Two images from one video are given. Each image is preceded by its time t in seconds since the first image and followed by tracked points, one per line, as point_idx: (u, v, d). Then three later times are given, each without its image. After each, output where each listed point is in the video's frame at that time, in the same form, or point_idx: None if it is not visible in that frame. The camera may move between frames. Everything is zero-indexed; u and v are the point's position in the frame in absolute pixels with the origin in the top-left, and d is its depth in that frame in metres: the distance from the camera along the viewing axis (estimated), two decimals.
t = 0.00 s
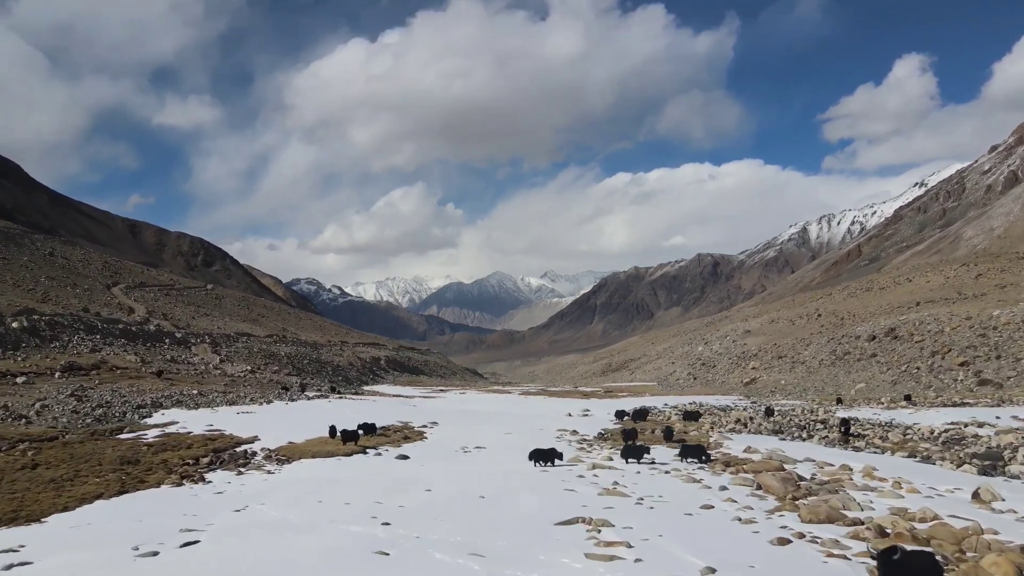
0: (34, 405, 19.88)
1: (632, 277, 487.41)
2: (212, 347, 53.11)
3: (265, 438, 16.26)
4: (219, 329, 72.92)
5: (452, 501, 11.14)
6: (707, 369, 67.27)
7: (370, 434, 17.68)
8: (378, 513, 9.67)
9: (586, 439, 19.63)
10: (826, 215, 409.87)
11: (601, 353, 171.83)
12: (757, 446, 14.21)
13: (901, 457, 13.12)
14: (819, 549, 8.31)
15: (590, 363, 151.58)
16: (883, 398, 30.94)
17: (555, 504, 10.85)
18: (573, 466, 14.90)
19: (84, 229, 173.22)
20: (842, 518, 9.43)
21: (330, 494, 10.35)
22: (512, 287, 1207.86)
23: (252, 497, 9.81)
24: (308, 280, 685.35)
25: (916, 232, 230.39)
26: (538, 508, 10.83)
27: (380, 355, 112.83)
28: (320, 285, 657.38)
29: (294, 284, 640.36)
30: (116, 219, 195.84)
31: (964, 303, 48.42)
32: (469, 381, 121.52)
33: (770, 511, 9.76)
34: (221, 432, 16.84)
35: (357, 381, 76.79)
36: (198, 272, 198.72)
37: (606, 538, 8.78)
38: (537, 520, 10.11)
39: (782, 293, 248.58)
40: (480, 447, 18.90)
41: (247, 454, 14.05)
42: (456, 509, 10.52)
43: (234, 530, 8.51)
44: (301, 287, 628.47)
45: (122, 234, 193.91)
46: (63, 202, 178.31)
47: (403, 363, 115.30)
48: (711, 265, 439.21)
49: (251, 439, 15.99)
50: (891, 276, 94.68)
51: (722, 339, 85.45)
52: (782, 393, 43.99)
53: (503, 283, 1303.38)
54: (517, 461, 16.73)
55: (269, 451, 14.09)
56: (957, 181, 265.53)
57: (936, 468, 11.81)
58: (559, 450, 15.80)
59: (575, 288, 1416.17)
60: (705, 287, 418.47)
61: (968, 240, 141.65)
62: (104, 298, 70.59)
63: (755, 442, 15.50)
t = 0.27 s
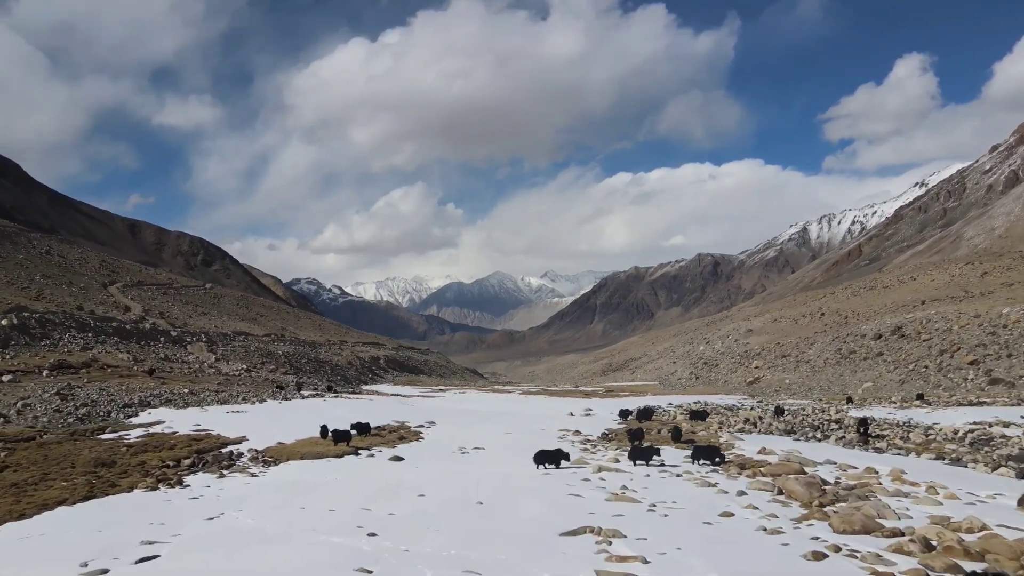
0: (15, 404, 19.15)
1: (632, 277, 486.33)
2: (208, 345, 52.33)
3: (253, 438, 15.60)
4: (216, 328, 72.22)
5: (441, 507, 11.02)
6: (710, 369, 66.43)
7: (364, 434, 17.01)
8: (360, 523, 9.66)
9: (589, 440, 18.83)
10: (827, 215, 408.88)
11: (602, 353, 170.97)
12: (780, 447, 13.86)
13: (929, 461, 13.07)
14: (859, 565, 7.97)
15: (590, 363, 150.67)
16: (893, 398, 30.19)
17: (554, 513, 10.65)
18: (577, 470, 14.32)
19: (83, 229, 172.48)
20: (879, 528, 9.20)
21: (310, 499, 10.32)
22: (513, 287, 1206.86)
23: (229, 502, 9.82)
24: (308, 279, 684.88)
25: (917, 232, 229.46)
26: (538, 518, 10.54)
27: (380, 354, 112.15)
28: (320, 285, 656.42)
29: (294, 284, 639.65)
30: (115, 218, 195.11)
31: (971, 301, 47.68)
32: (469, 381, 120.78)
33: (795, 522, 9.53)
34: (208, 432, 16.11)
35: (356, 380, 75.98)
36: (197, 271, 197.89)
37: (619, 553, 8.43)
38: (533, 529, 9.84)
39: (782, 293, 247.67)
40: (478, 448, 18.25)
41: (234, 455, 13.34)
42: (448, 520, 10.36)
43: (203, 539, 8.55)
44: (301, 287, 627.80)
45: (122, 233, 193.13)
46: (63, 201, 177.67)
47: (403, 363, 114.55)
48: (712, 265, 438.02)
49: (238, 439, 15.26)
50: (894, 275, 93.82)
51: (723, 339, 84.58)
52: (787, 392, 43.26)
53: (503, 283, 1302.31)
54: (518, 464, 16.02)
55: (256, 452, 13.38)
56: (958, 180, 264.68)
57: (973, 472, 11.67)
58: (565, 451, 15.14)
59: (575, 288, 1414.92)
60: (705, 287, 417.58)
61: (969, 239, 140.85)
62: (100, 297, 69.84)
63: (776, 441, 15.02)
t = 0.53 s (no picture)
0: None
1: (632, 277, 485.26)
2: (203, 344, 51.55)
3: (241, 438, 14.97)
4: (213, 327, 71.48)
5: (435, 515, 10.44)
6: (712, 368, 65.72)
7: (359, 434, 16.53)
8: (341, 532, 9.16)
9: (593, 441, 18.36)
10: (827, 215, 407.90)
11: (602, 352, 170.13)
12: (795, 448, 13.92)
13: (955, 462, 13.09)
14: None
15: (591, 363, 149.93)
16: (902, 397, 29.53)
17: (556, 524, 10.05)
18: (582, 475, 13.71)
19: (82, 228, 171.87)
20: (925, 542, 8.87)
21: (287, 506, 9.91)
22: (513, 287, 1205.76)
23: (198, 511, 9.47)
24: (309, 280, 684.57)
25: (917, 231, 228.65)
26: (540, 530, 9.90)
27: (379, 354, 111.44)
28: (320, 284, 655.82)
29: (294, 284, 638.90)
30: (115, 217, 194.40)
31: (978, 299, 46.98)
32: (469, 381, 120.10)
33: (828, 536, 9.19)
34: (194, 432, 15.50)
35: (356, 380, 75.14)
36: (196, 271, 197.07)
37: (637, 572, 7.86)
38: (533, 543, 9.18)
39: (783, 293, 246.75)
40: (477, 449, 17.66)
41: (219, 456, 12.78)
42: (442, 529, 9.78)
43: (160, 552, 8.16)
44: (302, 287, 626.81)
45: (121, 233, 192.38)
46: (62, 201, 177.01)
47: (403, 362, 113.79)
48: (712, 265, 436.91)
49: (227, 439, 14.69)
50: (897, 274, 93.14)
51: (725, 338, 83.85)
52: (792, 391, 42.54)
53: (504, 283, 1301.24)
54: (518, 466, 15.40)
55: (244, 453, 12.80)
56: (959, 180, 264.05)
57: (1004, 474, 11.74)
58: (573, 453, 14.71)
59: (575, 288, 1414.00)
60: (705, 287, 416.71)
61: (970, 239, 140.12)
62: (96, 295, 69.11)
63: (793, 442, 14.94)
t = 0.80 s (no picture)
0: None
1: (632, 277, 484.26)
2: (199, 343, 50.81)
3: (227, 438, 14.31)
4: (210, 326, 70.63)
5: (427, 524, 9.77)
6: (715, 368, 64.91)
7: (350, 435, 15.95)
8: (318, 547, 8.57)
9: (597, 441, 17.74)
10: (827, 215, 407.10)
11: (603, 352, 169.34)
12: (815, 449, 13.87)
13: (988, 465, 13.00)
14: None
15: (591, 363, 149.11)
16: (913, 397, 28.81)
17: (564, 534, 9.34)
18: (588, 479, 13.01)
19: (82, 228, 171.15)
20: (983, 558, 8.35)
21: (262, 515, 9.53)
22: (513, 287, 1204.86)
23: (164, 520, 9.20)
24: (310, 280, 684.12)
25: (918, 231, 227.94)
26: (543, 541, 9.15)
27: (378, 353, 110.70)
28: (320, 284, 655.15)
29: (295, 284, 638.41)
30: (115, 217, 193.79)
31: (985, 297, 46.22)
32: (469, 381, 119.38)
33: (870, 552, 8.73)
34: (178, 432, 14.85)
35: (354, 379, 74.40)
36: (196, 270, 196.41)
37: None
38: (536, 557, 8.45)
39: (783, 293, 245.97)
40: (473, 451, 17.01)
41: (200, 459, 12.25)
42: (437, 540, 9.07)
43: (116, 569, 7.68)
44: (302, 287, 626.30)
45: (121, 233, 191.84)
46: (62, 200, 176.54)
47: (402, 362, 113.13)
48: (712, 265, 435.99)
49: (212, 439, 14.11)
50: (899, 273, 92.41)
51: (728, 337, 83.06)
52: (796, 391, 41.78)
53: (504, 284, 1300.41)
54: (519, 468, 14.67)
55: (227, 456, 12.24)
56: (960, 180, 263.62)
57: None
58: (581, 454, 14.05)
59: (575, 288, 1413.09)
60: (705, 287, 415.93)
61: (971, 238, 139.49)
62: (92, 294, 68.36)
63: (812, 442, 14.77)
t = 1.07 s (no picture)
0: None
1: (632, 276, 483.19)
2: (194, 342, 50.03)
3: (211, 438, 13.83)
4: (207, 325, 69.80)
5: (413, 536, 9.09)
6: (717, 367, 64.15)
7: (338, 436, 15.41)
8: (291, 564, 7.95)
9: (602, 442, 17.10)
10: (828, 215, 406.19)
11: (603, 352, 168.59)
12: (838, 452, 13.86)
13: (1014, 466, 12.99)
14: None
15: (591, 362, 148.33)
16: (924, 396, 28.04)
17: (567, 548, 8.64)
18: (595, 485, 12.29)
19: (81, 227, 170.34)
20: None
21: (230, 530, 9.04)
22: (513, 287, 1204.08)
23: (121, 532, 8.75)
24: (310, 280, 683.15)
25: (919, 231, 227.12)
26: (544, 556, 8.41)
27: (378, 353, 109.97)
28: (320, 284, 654.62)
29: (295, 283, 637.65)
30: (114, 216, 193.00)
31: (992, 295, 45.55)
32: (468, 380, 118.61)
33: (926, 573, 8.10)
34: (160, 432, 14.27)
35: (353, 379, 73.63)
36: (195, 270, 195.62)
37: None
38: (534, 575, 7.73)
39: (783, 292, 245.16)
40: (472, 451, 16.45)
41: (175, 464, 11.79)
42: (425, 553, 8.40)
43: None
44: (302, 287, 625.57)
45: (120, 232, 191.02)
46: (60, 199, 175.81)
47: (402, 361, 112.42)
48: (712, 265, 435.11)
49: (196, 440, 13.62)
50: (902, 272, 91.76)
51: (729, 336, 82.36)
52: (801, 391, 41.04)
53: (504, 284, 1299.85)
54: (519, 472, 13.94)
55: (209, 459, 11.86)
56: (960, 179, 263.10)
57: None
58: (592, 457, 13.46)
59: (575, 288, 1412.01)
60: (706, 287, 415.17)
61: (972, 238, 138.80)
62: (88, 292, 67.56)
63: (837, 443, 14.60)
